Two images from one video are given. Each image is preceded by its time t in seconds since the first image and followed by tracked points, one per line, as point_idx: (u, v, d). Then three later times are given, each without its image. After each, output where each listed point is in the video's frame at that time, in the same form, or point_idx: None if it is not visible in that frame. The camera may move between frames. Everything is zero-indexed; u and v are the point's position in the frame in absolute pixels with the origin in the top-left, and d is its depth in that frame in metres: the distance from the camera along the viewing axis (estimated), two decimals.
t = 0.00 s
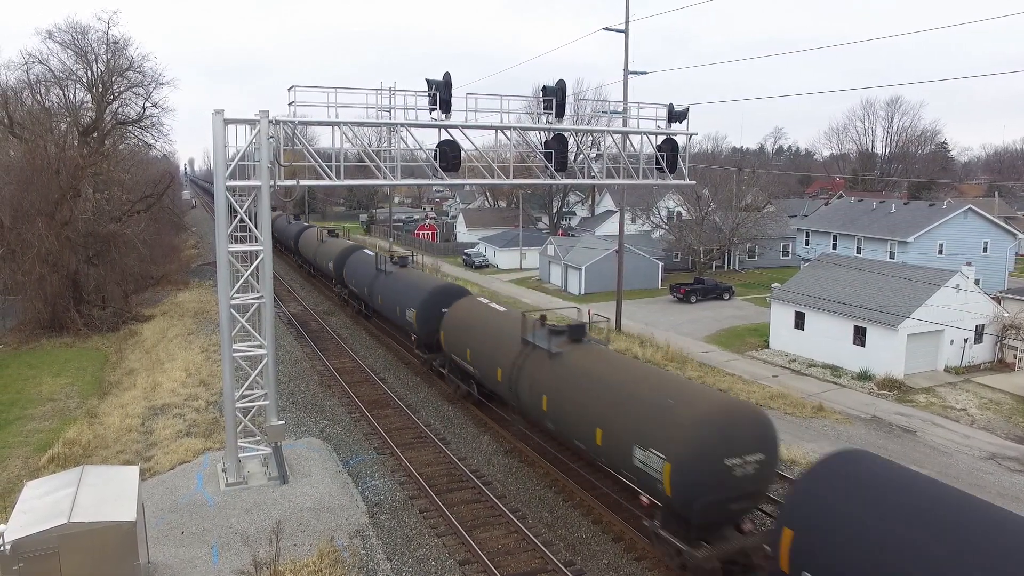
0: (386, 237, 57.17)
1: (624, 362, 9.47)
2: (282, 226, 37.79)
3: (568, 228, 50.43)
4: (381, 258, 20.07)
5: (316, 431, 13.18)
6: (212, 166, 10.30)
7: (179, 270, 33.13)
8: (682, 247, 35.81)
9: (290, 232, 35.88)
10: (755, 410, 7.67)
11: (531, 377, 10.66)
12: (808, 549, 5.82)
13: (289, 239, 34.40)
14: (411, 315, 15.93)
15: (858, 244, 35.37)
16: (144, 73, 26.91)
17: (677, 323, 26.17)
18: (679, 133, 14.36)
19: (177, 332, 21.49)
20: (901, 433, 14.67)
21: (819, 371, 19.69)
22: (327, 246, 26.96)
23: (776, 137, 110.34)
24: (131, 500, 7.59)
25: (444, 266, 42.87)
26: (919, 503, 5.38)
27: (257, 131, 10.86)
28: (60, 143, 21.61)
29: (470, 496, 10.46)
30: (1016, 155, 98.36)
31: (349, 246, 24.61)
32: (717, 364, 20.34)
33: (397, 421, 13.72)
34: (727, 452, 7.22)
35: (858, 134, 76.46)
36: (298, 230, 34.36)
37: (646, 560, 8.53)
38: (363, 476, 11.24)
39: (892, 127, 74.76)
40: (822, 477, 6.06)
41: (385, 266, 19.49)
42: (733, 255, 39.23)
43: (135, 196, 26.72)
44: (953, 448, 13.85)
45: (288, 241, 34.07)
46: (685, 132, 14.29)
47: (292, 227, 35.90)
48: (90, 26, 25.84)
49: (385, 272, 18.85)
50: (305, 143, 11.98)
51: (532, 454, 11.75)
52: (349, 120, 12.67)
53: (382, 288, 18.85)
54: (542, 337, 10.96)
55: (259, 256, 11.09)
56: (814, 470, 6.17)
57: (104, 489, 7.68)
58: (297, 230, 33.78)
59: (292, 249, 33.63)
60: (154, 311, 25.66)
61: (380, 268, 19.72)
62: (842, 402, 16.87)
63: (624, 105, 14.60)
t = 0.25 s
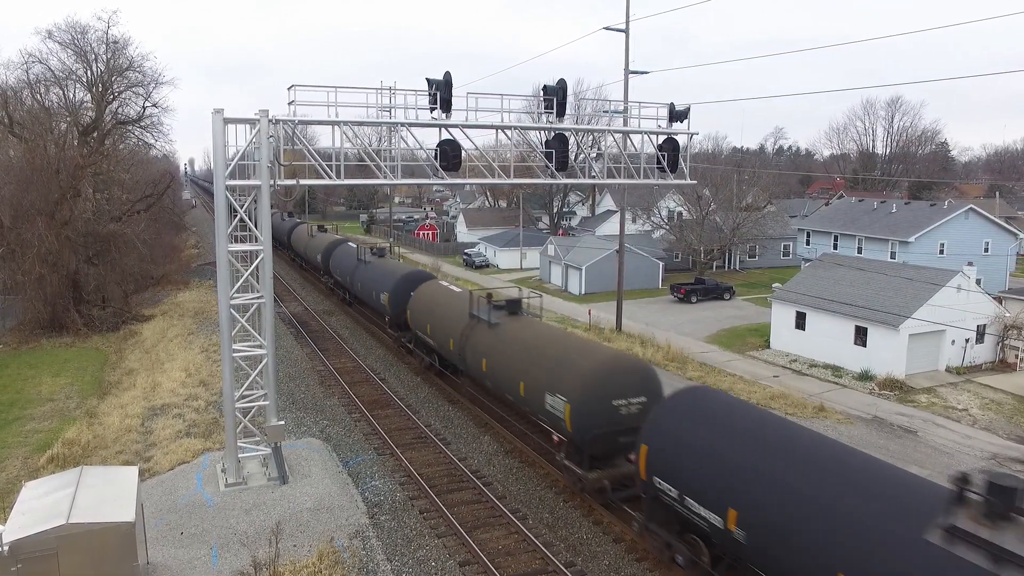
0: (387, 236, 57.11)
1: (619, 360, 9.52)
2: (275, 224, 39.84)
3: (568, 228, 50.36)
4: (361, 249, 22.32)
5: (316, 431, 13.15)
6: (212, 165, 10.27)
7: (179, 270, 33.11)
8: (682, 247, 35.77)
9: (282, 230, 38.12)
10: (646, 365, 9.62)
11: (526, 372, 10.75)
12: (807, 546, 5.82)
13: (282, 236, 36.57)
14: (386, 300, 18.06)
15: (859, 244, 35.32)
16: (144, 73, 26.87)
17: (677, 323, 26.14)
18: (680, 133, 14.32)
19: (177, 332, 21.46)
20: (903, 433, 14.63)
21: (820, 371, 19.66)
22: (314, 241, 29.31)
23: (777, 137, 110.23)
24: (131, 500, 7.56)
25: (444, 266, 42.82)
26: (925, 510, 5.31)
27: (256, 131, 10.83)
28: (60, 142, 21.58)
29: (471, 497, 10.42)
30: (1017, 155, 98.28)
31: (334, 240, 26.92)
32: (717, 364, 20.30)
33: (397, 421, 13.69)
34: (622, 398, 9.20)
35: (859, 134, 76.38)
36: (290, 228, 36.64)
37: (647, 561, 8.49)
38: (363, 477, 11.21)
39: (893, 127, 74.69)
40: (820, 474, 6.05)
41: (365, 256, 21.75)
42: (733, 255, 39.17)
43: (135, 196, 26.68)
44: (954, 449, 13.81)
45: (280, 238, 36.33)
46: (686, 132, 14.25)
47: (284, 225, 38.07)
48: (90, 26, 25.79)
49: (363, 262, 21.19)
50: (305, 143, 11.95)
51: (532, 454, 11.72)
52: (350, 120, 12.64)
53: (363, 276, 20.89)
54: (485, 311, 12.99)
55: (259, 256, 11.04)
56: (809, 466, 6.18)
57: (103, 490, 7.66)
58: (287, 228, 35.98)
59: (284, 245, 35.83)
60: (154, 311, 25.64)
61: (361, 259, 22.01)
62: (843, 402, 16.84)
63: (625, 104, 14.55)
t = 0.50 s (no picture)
0: (387, 236, 57.08)
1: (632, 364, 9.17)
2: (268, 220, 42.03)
3: (569, 228, 50.36)
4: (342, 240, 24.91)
5: (316, 431, 13.13)
6: (212, 165, 10.24)
7: (179, 270, 33.08)
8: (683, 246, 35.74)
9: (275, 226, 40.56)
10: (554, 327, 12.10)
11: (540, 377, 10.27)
12: (810, 542, 5.76)
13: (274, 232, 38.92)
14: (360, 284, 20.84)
15: (860, 244, 35.29)
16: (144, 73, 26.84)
17: (678, 323, 26.11)
18: (681, 132, 14.29)
19: (177, 332, 21.43)
20: (904, 434, 14.59)
21: (820, 371, 19.63)
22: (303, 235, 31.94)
23: (777, 137, 110.23)
24: (130, 501, 7.53)
25: (444, 266, 42.80)
26: (942, 517, 5.15)
27: (256, 130, 10.82)
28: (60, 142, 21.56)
29: (471, 497, 10.40)
30: (1016, 155, 98.32)
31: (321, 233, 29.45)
32: (718, 364, 20.27)
33: (398, 421, 13.66)
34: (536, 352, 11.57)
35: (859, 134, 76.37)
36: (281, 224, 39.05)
37: (649, 562, 8.46)
38: (363, 477, 11.18)
39: (893, 127, 74.70)
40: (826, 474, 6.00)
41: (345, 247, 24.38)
42: (734, 255, 39.13)
43: (135, 196, 26.65)
44: (956, 449, 13.77)
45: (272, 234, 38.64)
46: (687, 131, 14.22)
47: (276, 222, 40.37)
48: (90, 25, 25.75)
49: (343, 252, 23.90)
50: (305, 142, 11.91)
51: (532, 454, 11.69)
52: (350, 120, 12.60)
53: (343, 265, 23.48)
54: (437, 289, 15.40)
55: (260, 255, 11.00)
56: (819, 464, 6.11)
57: (102, 490, 7.63)
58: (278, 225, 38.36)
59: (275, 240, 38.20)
60: (154, 311, 25.61)
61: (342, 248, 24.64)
62: (844, 402, 16.82)
63: (626, 103, 14.52)
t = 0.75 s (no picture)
0: (388, 236, 57.08)
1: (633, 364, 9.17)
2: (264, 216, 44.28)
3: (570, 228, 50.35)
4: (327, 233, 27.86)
5: (317, 432, 13.11)
6: (213, 164, 10.22)
7: (180, 269, 33.07)
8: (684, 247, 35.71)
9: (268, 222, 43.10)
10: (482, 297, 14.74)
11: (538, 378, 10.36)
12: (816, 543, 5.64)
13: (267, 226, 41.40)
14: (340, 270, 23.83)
15: (862, 244, 35.25)
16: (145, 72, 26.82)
17: (679, 323, 26.09)
18: (683, 132, 14.25)
19: (178, 332, 21.42)
20: (906, 435, 14.56)
21: (822, 372, 19.60)
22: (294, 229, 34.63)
23: (778, 137, 110.21)
24: (130, 502, 7.51)
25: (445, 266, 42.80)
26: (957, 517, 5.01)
27: (257, 130, 10.80)
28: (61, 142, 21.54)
29: (472, 497, 10.38)
30: (1018, 155, 98.27)
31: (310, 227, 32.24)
32: (719, 365, 20.24)
33: (399, 421, 13.64)
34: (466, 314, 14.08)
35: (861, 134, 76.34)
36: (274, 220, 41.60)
37: (650, 563, 8.43)
38: (364, 477, 11.17)
39: (894, 127, 74.66)
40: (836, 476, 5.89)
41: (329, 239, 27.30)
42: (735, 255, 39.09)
43: (136, 196, 26.64)
44: (959, 450, 13.73)
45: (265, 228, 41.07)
46: (689, 131, 14.19)
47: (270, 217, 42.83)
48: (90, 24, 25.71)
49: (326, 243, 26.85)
50: (306, 142, 11.88)
51: (533, 454, 11.67)
52: (352, 119, 12.56)
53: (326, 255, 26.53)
54: (399, 270, 18.24)
55: (261, 255, 10.96)
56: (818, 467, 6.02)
57: (102, 491, 7.61)
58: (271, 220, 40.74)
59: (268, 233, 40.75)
60: (155, 311, 25.61)
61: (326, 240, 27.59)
62: (845, 403, 16.79)
63: (628, 103, 14.48)
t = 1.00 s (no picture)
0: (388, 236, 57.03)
1: (623, 361, 9.34)
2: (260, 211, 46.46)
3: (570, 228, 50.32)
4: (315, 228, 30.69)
5: (318, 432, 13.10)
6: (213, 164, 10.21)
7: (180, 269, 33.05)
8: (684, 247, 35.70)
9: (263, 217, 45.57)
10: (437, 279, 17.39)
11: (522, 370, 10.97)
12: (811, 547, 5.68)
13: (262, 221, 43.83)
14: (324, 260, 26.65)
15: (862, 245, 35.23)
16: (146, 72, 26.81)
17: (680, 323, 26.07)
18: (684, 132, 14.24)
19: (178, 332, 21.41)
20: (908, 435, 14.54)
21: (823, 372, 19.58)
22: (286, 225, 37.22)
23: (779, 137, 110.19)
24: (131, 502, 7.50)
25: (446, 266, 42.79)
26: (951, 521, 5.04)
27: (257, 129, 10.79)
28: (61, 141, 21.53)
29: (473, 497, 10.37)
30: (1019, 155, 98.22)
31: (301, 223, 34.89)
32: (720, 365, 20.22)
33: (400, 421, 13.63)
34: (422, 292, 16.65)
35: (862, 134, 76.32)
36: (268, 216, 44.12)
37: (651, 563, 8.42)
38: (364, 477, 11.16)
39: (895, 127, 74.62)
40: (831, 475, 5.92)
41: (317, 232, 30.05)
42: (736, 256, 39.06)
43: (136, 195, 26.63)
44: (960, 450, 13.71)
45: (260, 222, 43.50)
46: (690, 131, 14.18)
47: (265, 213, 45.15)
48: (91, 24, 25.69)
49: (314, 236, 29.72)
50: (307, 142, 11.87)
51: (534, 454, 11.67)
52: (353, 119, 12.56)
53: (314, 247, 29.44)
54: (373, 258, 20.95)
55: (262, 254, 10.92)
56: (806, 463, 6.10)
57: (102, 491, 7.59)
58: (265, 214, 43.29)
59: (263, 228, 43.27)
60: (155, 311, 25.59)
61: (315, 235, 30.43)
62: (847, 403, 16.77)
63: (629, 103, 14.47)
